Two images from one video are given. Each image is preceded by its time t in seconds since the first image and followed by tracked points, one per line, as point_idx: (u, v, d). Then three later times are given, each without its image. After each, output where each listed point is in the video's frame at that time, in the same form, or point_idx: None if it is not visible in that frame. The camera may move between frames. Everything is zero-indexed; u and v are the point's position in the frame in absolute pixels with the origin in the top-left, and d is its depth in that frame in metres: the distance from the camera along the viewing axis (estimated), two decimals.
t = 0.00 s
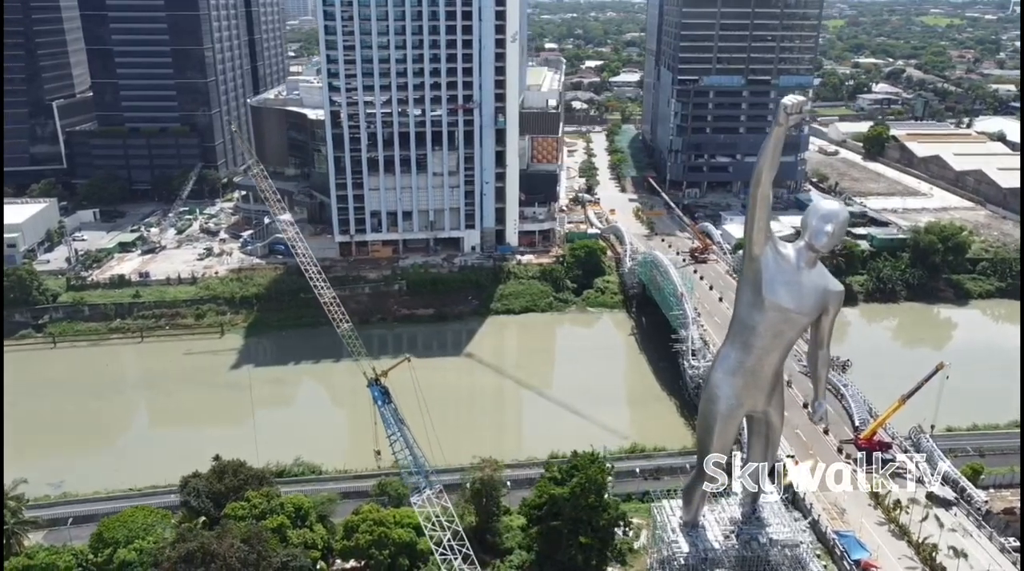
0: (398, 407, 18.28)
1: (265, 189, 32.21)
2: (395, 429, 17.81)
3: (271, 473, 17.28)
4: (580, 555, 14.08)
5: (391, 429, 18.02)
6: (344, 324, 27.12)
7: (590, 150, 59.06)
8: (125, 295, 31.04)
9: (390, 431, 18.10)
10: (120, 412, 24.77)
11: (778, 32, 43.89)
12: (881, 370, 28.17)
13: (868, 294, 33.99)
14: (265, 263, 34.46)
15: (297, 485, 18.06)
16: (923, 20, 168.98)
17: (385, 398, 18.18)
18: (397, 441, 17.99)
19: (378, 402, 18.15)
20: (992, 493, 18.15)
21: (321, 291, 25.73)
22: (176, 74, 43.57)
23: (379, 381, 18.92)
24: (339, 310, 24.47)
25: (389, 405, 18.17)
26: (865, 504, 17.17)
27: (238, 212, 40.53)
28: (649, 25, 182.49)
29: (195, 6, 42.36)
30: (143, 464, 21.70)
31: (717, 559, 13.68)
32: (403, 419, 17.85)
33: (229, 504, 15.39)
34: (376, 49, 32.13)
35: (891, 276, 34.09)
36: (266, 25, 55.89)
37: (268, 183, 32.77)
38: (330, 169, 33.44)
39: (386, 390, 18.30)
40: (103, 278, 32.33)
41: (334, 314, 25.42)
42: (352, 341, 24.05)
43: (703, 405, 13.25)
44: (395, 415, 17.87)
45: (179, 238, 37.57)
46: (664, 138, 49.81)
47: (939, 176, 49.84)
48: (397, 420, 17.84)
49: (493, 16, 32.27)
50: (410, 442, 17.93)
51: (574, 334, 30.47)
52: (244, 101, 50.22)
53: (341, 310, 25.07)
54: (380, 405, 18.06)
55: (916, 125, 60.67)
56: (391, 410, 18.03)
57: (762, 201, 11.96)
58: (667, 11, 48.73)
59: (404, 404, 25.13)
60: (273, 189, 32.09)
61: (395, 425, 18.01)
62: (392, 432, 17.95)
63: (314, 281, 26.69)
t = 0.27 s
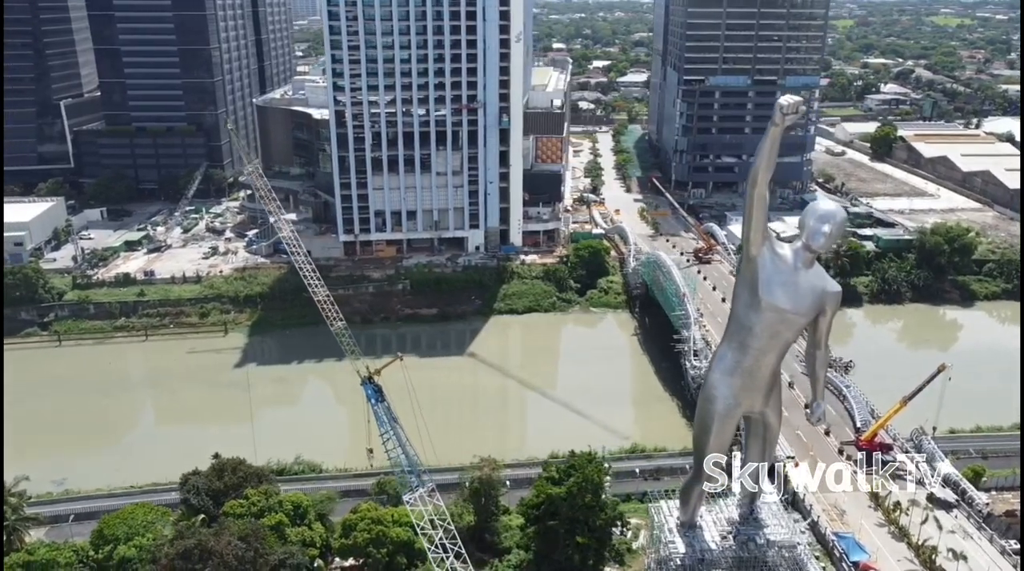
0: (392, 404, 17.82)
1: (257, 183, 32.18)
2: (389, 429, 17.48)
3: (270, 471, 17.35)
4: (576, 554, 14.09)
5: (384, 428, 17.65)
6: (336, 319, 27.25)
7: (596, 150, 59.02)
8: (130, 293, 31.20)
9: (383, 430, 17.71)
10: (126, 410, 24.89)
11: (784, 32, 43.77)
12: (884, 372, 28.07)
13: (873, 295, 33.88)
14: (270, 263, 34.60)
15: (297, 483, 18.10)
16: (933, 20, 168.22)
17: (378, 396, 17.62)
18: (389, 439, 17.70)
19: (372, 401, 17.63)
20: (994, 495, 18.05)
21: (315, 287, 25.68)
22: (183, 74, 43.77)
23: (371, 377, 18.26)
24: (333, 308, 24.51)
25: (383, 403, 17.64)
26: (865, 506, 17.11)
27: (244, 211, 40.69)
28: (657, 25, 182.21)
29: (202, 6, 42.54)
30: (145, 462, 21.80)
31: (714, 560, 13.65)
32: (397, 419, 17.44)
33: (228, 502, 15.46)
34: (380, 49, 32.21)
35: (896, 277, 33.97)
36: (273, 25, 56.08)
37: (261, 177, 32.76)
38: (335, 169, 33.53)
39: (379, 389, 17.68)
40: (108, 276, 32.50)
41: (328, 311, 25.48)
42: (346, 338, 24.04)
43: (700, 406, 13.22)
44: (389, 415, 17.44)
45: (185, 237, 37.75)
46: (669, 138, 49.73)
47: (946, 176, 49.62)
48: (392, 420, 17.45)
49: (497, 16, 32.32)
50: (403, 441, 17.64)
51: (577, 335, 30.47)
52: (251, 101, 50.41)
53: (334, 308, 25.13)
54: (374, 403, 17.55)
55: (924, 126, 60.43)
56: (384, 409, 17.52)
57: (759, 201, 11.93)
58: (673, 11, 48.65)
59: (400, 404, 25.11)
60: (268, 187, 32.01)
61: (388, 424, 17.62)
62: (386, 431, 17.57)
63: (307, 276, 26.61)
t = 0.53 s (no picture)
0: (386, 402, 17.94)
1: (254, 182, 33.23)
2: (383, 426, 17.51)
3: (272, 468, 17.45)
4: (574, 553, 14.09)
5: (378, 425, 17.75)
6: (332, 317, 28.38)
7: (605, 150, 58.94)
8: (139, 291, 31.44)
9: (376, 426, 17.80)
10: (134, 406, 25.04)
11: (794, 32, 43.57)
12: (892, 374, 27.89)
13: (882, 296, 33.68)
14: (277, 261, 34.78)
15: (299, 479, 18.20)
16: (949, 20, 166.86)
17: (372, 394, 17.76)
18: (383, 436, 17.78)
19: (365, 398, 17.79)
20: (998, 498, 17.90)
21: (310, 285, 26.69)
22: (194, 73, 44.03)
23: (367, 375, 18.43)
24: (329, 305, 25.54)
25: (376, 400, 17.82)
26: (867, 507, 17.01)
27: (253, 210, 40.92)
28: (669, 25, 181.65)
29: (212, 6, 42.77)
30: (151, 459, 21.97)
31: (712, 560, 13.60)
32: (390, 416, 17.56)
33: (229, 498, 15.56)
34: (388, 48, 32.29)
35: (905, 278, 33.74)
36: (284, 24, 56.30)
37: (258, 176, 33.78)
38: (342, 168, 33.66)
39: (373, 385, 17.82)
40: (117, 274, 32.75)
41: (323, 310, 26.03)
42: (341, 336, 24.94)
43: (698, 406, 13.19)
44: (382, 411, 17.57)
45: (193, 235, 37.99)
46: (678, 138, 49.59)
47: (958, 178, 49.24)
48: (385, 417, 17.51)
49: (505, 16, 32.34)
50: (397, 438, 17.75)
51: (584, 334, 30.45)
52: (261, 100, 50.63)
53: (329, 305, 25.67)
54: (367, 400, 17.70)
55: (936, 127, 60.00)
56: (378, 405, 17.71)
57: (757, 201, 11.89)
58: (683, 11, 48.49)
59: (396, 403, 24.98)
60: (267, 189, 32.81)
61: (382, 421, 17.74)
62: (379, 427, 17.64)
63: (303, 274, 27.64)
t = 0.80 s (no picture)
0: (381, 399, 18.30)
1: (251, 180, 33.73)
2: (377, 422, 17.80)
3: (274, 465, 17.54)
4: (573, 553, 14.09)
5: (373, 422, 18.00)
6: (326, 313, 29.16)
7: (614, 150, 58.85)
8: (147, 288, 31.65)
9: (372, 424, 18.10)
10: (144, 403, 25.19)
11: (804, 32, 43.38)
12: (899, 377, 27.71)
13: (890, 298, 33.50)
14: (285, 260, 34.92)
15: (300, 477, 18.28)
16: (964, 20, 165.64)
17: (367, 391, 18.15)
18: (377, 433, 17.96)
19: (361, 395, 18.19)
20: (1003, 501, 17.76)
21: (307, 283, 27.30)
22: (204, 73, 44.26)
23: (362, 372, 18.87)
24: (326, 302, 26.25)
25: (372, 398, 18.19)
26: (869, 510, 16.93)
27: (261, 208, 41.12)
28: (680, 25, 181.17)
29: (222, 6, 42.98)
30: (156, 456, 22.10)
31: (711, 561, 13.57)
32: (384, 412, 17.89)
33: (231, 495, 15.64)
34: (395, 48, 32.36)
35: (913, 280, 33.54)
36: (294, 24, 56.52)
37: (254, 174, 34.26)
38: (349, 167, 33.76)
39: (367, 383, 18.24)
40: (126, 272, 32.98)
41: (320, 307, 26.50)
42: (337, 333, 25.75)
43: (697, 406, 13.15)
44: (377, 407, 17.91)
45: (202, 234, 38.19)
46: (687, 138, 49.44)
47: (969, 179, 48.91)
48: (379, 413, 17.84)
49: (512, 16, 32.38)
50: (392, 434, 17.92)
51: (590, 335, 30.42)
52: (270, 100, 50.83)
53: (326, 302, 26.15)
54: (363, 396, 18.08)
55: (948, 127, 59.61)
56: (373, 402, 18.04)
57: (757, 201, 11.85)
58: (692, 10, 48.34)
59: (401, 403, 25.03)
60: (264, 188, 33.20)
61: (377, 417, 18.00)
62: (374, 424, 17.94)
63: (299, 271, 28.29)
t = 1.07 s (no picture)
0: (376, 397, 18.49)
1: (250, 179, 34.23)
2: (373, 419, 17.89)
3: (277, 462, 17.63)
4: (572, 553, 14.09)
5: (369, 419, 18.13)
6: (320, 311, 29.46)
7: (623, 150, 58.77)
8: (156, 286, 31.88)
9: (367, 421, 18.26)
10: (154, 399, 25.37)
11: (814, 32, 43.18)
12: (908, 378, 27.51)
13: (899, 300, 33.30)
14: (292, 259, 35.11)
15: (303, 474, 18.38)
16: (980, 20, 164.27)
17: (362, 388, 18.36)
18: (373, 430, 18.08)
19: (357, 392, 18.41)
20: (1008, 505, 17.62)
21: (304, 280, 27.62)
22: (214, 72, 44.49)
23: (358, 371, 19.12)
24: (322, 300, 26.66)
25: (367, 395, 18.40)
26: (872, 511, 16.85)
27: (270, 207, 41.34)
28: (693, 25, 180.61)
29: (233, 5, 43.21)
30: (161, 452, 22.25)
31: (710, 561, 13.54)
32: (380, 409, 18.02)
33: (233, 491, 15.74)
34: (402, 47, 32.43)
35: (922, 281, 33.33)
36: (305, 23, 56.72)
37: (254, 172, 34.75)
38: (357, 166, 33.87)
39: (363, 380, 18.44)
40: (135, 270, 33.23)
41: (317, 303, 26.83)
42: (333, 330, 26.08)
43: (697, 406, 13.12)
44: (372, 404, 18.05)
45: (211, 232, 38.43)
46: (696, 138, 49.31)
47: (981, 180, 48.53)
48: (374, 411, 17.97)
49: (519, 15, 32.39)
50: (387, 431, 18.00)
51: (596, 335, 30.37)
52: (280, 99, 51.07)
53: (323, 299, 26.50)
54: (359, 394, 18.35)
55: (961, 128, 59.16)
56: (368, 400, 18.28)
57: (757, 200, 11.82)
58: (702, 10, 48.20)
59: (406, 403, 25.12)
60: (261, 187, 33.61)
61: (372, 415, 18.13)
62: (369, 421, 18.05)
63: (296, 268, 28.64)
